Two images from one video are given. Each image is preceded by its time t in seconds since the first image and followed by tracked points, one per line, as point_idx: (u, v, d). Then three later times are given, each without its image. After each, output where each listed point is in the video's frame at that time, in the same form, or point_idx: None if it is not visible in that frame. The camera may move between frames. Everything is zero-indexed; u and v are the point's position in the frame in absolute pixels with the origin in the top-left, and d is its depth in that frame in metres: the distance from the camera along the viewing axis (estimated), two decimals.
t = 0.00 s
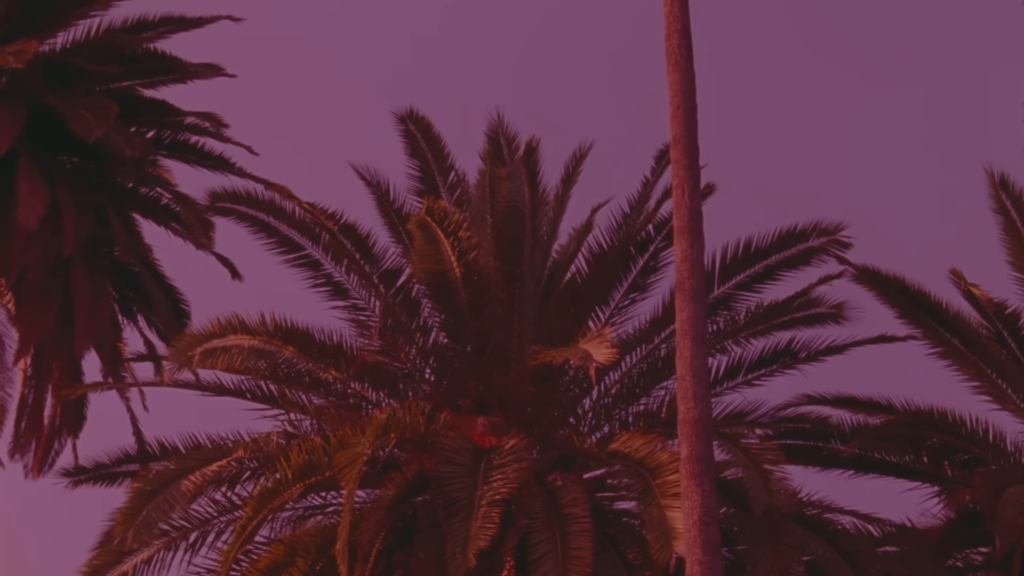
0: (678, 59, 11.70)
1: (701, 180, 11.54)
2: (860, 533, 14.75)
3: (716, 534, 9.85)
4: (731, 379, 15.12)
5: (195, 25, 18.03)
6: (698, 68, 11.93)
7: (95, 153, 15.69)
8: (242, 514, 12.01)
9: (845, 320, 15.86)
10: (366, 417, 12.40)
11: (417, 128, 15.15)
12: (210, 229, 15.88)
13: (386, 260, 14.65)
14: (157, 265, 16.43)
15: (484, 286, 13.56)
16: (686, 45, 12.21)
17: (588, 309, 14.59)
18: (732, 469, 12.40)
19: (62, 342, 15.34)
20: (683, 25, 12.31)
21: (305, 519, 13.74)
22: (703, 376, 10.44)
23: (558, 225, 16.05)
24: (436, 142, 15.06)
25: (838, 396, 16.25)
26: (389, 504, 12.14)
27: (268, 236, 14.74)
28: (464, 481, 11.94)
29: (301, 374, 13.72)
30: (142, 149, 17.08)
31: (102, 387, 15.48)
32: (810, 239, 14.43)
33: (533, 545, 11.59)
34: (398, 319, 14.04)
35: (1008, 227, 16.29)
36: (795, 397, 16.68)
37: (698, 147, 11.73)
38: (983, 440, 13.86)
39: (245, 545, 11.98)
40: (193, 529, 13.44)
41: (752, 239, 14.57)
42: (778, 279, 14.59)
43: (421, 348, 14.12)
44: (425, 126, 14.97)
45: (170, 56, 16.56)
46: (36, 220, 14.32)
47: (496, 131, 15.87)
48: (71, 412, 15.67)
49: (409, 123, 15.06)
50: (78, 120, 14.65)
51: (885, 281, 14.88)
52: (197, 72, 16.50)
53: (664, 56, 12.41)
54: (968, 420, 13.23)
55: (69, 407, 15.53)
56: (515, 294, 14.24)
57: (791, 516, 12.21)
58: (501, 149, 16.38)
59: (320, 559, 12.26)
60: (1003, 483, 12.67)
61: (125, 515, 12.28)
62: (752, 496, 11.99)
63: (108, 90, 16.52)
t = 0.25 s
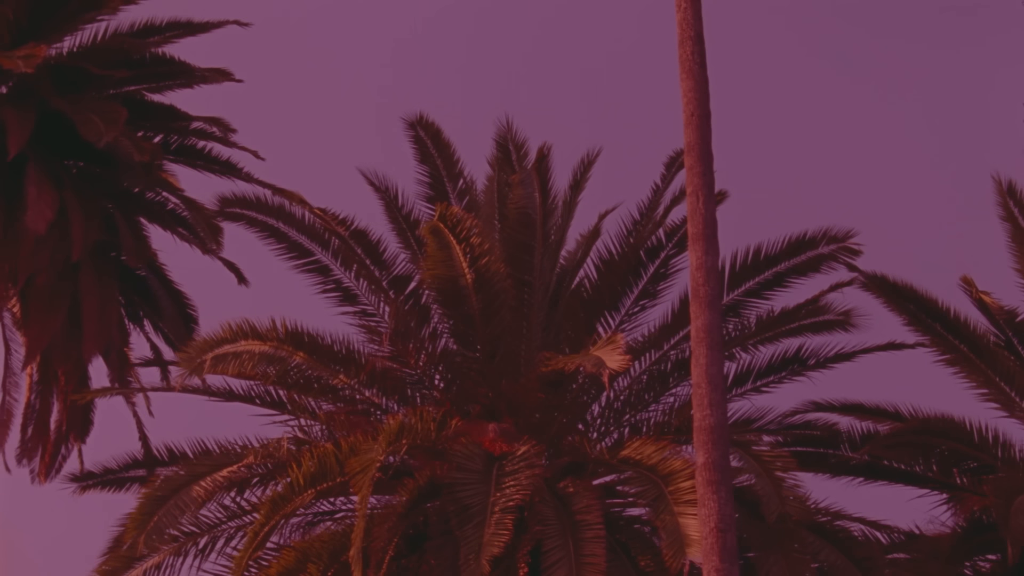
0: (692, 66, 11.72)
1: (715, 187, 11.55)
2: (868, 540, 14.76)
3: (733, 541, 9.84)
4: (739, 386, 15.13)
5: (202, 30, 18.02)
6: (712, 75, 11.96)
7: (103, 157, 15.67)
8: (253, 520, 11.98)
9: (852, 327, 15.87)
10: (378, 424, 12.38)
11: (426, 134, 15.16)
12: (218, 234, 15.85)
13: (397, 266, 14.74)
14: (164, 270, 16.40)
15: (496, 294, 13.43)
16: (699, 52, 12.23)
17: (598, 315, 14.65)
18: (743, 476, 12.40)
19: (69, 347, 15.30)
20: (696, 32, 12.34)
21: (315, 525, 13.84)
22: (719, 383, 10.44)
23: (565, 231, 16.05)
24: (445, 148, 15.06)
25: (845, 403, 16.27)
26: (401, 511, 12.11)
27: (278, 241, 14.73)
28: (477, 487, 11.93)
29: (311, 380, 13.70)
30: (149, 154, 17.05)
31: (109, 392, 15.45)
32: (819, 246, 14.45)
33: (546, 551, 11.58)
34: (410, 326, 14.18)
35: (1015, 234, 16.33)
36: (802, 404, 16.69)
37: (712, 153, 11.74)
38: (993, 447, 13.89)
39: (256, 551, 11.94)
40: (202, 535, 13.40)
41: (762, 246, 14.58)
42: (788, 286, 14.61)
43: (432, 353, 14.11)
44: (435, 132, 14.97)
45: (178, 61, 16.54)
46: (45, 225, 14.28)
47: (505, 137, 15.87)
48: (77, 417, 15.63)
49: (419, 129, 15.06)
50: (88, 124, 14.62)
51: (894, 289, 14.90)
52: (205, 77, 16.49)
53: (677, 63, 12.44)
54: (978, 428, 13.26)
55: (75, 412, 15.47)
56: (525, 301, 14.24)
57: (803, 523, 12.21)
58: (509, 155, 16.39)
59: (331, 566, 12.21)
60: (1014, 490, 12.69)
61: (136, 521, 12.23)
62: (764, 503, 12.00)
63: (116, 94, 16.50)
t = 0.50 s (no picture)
0: (705, 73, 11.74)
1: (728, 194, 11.57)
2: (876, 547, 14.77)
3: (749, 548, 9.83)
4: (748, 392, 15.13)
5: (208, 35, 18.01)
6: (725, 82, 11.98)
7: (110, 163, 15.63)
8: (265, 526, 11.95)
9: (860, 334, 15.89)
10: (390, 430, 12.35)
11: (435, 140, 15.15)
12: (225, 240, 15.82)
13: (407, 272, 14.75)
14: (170, 276, 16.37)
15: (506, 301, 13.41)
16: (712, 59, 12.25)
17: (607, 321, 14.64)
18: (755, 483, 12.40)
19: (76, 352, 15.28)
20: (709, 39, 12.36)
21: (323, 531, 13.90)
22: (734, 390, 10.43)
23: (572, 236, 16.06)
24: (454, 154, 15.05)
25: (852, 410, 16.28)
26: (412, 518, 12.08)
27: (287, 247, 14.71)
28: (489, 494, 11.92)
29: (321, 386, 13.67)
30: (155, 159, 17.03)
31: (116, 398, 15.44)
32: (828, 253, 14.47)
33: (559, 558, 11.56)
34: (419, 332, 14.00)
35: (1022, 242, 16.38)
36: (809, 411, 16.70)
37: (726, 161, 11.76)
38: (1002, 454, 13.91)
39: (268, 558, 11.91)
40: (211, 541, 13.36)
41: (771, 253, 14.59)
42: (796, 293, 14.62)
43: (441, 359, 13.98)
44: (444, 138, 14.97)
45: (185, 66, 16.52)
46: (53, 229, 14.24)
47: (513, 143, 15.88)
48: (84, 422, 15.60)
49: (428, 135, 15.06)
50: (96, 129, 14.60)
51: (902, 296, 14.93)
52: (213, 82, 16.48)
53: (690, 70, 12.46)
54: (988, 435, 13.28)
55: (82, 417, 15.42)
56: (535, 307, 14.23)
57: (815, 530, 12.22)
58: (517, 161, 16.39)
59: (342, 572, 12.20)
60: None
61: (147, 527, 12.20)
62: (777, 510, 12.00)
63: (123, 99, 16.47)
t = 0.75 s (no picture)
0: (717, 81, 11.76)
1: (740, 202, 11.58)
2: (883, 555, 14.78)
3: (764, 557, 9.83)
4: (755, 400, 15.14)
5: (213, 42, 17.98)
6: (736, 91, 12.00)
7: (116, 169, 15.59)
8: (275, 534, 11.92)
9: (865, 341, 15.91)
10: (400, 438, 12.33)
11: (443, 147, 15.14)
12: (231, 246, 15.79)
13: (415, 279, 14.75)
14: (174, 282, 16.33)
15: (515, 309, 13.40)
16: (723, 67, 12.27)
17: (614, 329, 14.60)
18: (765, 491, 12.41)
19: (82, 360, 15.24)
20: (720, 48, 12.38)
21: (331, 540, 13.75)
22: (748, 398, 10.44)
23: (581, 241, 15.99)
24: (462, 161, 15.04)
25: (857, 418, 16.30)
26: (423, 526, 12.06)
27: (294, 254, 14.68)
28: (500, 502, 11.90)
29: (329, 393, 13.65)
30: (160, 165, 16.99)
31: (121, 405, 15.40)
32: (836, 261, 14.49)
33: (571, 566, 11.54)
34: (428, 340, 14.17)
35: None
36: (814, 418, 16.71)
37: (737, 169, 11.78)
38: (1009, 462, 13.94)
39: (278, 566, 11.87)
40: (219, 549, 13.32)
41: (778, 261, 14.61)
42: (804, 301, 14.63)
43: (450, 366, 14.06)
44: (451, 145, 14.95)
45: (190, 73, 16.48)
46: (60, 236, 14.20)
47: (520, 150, 15.87)
48: (89, 429, 15.56)
49: (435, 142, 15.04)
50: (103, 136, 14.56)
51: (909, 304, 14.95)
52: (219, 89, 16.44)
53: (700, 78, 12.47)
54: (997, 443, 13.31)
55: (87, 424, 15.37)
56: (543, 315, 14.23)
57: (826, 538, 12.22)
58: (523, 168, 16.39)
59: None
60: None
61: (156, 535, 12.15)
62: (788, 518, 12.01)
63: (127, 106, 16.43)
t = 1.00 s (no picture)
0: (727, 88, 11.79)
1: (751, 208, 11.60)
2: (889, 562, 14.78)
3: (777, 564, 9.84)
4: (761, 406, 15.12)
5: (216, 47, 17.97)
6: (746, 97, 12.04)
7: (121, 174, 15.56)
8: (285, 541, 11.89)
9: (869, 348, 15.94)
10: (410, 444, 12.32)
11: (449, 153, 15.16)
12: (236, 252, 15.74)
13: (423, 285, 14.74)
14: (178, 289, 16.27)
15: (522, 315, 13.39)
16: (732, 74, 12.31)
17: (620, 335, 14.56)
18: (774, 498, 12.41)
19: (87, 365, 15.22)
20: (729, 54, 12.43)
21: (337, 545, 13.89)
22: (760, 405, 10.46)
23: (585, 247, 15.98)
24: (468, 167, 15.06)
25: (861, 424, 16.33)
26: (433, 533, 12.03)
27: (300, 260, 14.67)
28: (509, 509, 11.88)
29: (337, 399, 13.63)
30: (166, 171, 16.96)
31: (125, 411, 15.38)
32: (842, 267, 14.52)
33: (581, 572, 11.53)
34: (434, 346, 14.16)
35: None
36: (818, 425, 16.73)
37: (747, 175, 11.81)
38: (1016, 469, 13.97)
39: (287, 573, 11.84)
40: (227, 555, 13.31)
41: (784, 267, 14.63)
42: (810, 307, 14.65)
43: (456, 373, 14.03)
44: (457, 151, 14.96)
45: (195, 78, 16.47)
46: (66, 241, 14.18)
47: (526, 156, 15.89)
48: (92, 435, 15.53)
49: (441, 148, 15.05)
50: (109, 141, 14.54)
51: (914, 310, 15.00)
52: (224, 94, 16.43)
53: (710, 84, 12.51)
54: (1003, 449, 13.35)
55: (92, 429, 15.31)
56: (550, 321, 14.22)
57: (835, 545, 12.24)
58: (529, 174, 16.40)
59: None
60: None
61: (164, 541, 12.12)
62: (797, 525, 12.02)
63: (131, 111, 16.40)
